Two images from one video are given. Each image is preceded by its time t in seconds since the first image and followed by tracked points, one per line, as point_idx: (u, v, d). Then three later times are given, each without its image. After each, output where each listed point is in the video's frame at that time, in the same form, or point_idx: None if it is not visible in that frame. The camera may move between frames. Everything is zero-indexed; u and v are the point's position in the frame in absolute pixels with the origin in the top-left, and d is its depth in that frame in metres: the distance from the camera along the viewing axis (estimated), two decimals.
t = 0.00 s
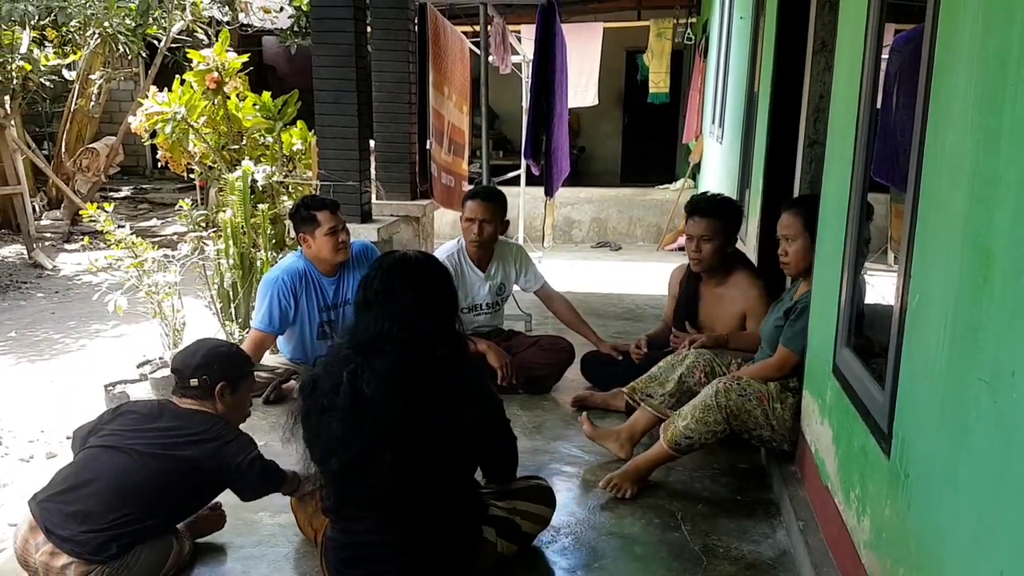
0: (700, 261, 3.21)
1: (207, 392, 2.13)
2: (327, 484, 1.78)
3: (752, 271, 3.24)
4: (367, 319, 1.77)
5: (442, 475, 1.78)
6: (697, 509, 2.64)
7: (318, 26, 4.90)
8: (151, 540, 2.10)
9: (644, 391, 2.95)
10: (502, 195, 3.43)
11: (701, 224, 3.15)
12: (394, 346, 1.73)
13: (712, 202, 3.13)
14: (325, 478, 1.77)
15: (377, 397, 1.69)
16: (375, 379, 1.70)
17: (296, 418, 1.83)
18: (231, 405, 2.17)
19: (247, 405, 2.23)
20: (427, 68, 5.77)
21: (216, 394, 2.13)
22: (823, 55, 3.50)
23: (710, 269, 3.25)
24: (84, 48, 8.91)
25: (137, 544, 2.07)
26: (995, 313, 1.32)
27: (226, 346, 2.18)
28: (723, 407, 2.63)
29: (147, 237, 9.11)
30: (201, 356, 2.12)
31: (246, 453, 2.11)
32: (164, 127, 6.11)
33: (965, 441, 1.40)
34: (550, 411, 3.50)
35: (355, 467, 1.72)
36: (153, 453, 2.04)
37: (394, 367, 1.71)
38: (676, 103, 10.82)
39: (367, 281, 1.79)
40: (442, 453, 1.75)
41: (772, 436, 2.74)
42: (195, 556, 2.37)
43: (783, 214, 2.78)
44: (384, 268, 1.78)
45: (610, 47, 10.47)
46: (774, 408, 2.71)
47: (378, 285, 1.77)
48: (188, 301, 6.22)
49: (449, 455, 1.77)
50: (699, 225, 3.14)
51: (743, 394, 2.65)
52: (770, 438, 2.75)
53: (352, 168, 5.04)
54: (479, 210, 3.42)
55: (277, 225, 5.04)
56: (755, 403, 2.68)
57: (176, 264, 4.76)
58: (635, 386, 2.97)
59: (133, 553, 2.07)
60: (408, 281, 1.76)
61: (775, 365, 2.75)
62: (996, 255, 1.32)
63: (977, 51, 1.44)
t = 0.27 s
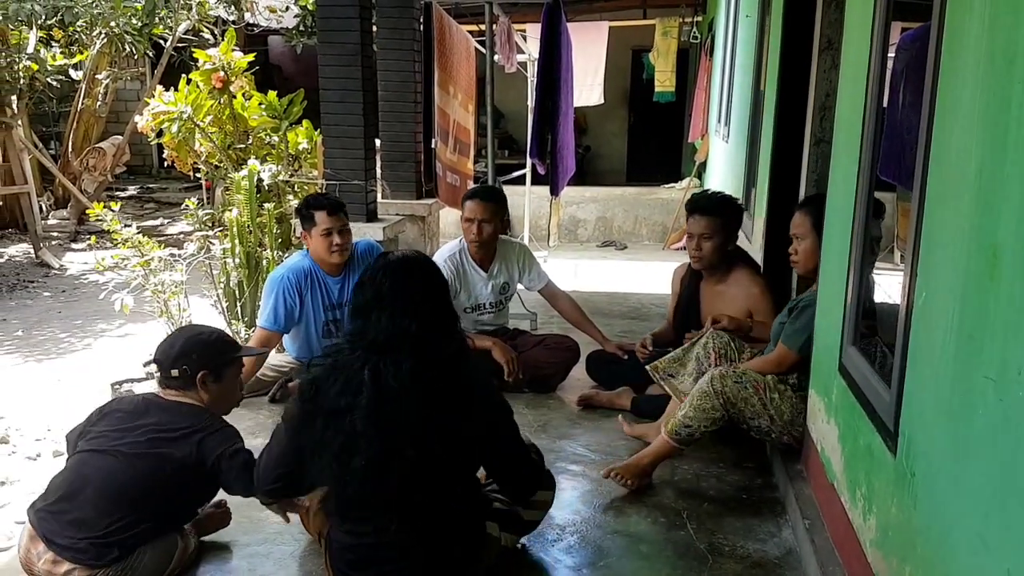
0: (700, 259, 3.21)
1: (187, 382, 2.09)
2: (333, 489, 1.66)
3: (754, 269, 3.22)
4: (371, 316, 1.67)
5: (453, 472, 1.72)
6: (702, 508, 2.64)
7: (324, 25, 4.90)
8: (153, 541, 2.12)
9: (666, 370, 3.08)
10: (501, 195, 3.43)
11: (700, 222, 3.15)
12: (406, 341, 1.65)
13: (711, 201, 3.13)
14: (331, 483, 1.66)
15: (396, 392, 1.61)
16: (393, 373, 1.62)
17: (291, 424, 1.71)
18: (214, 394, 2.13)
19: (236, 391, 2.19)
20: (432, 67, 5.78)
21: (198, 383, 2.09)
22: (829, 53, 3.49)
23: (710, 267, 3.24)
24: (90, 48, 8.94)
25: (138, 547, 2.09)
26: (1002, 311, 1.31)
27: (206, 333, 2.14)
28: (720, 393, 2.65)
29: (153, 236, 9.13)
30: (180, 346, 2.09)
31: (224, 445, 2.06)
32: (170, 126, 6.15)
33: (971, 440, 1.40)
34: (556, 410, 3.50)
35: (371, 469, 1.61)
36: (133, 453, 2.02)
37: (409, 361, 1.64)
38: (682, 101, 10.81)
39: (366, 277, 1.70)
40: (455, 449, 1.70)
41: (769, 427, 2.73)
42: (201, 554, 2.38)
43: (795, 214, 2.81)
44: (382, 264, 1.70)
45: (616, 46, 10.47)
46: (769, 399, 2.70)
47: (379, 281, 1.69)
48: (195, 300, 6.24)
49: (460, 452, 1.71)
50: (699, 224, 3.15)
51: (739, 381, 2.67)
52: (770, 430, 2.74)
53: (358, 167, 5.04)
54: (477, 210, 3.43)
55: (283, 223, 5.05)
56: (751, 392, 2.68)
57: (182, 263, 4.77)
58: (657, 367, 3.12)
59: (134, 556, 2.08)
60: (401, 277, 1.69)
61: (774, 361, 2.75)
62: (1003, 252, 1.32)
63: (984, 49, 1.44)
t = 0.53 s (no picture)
0: (704, 257, 3.20)
1: (141, 372, 2.03)
2: (348, 485, 1.62)
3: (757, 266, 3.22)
4: (366, 316, 1.58)
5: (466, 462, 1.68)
6: (708, 507, 2.63)
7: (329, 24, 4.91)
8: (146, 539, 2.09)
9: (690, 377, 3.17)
10: (502, 193, 3.44)
11: (704, 220, 3.15)
12: (409, 336, 1.57)
13: (714, 199, 3.13)
14: (345, 479, 1.62)
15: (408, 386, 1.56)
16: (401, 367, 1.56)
17: (288, 432, 1.61)
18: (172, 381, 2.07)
19: (197, 374, 2.13)
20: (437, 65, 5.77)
21: (152, 371, 2.03)
22: (835, 52, 3.48)
23: (714, 264, 3.24)
24: (96, 47, 8.95)
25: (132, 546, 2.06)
26: (1009, 310, 1.31)
27: (151, 318, 2.06)
28: (720, 387, 2.67)
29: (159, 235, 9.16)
30: (128, 336, 2.03)
31: (166, 434, 1.97)
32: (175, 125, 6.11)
33: (978, 438, 1.40)
34: (561, 409, 3.50)
35: (387, 463, 1.58)
36: (85, 462, 1.96)
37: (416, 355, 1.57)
38: (687, 100, 10.79)
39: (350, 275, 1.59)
40: (466, 438, 1.66)
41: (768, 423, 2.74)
42: (207, 552, 2.39)
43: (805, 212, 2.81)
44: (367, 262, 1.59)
45: (621, 45, 10.47)
46: (770, 395, 2.70)
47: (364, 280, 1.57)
48: (200, 299, 6.25)
49: (472, 440, 1.67)
50: (703, 222, 3.14)
51: (740, 376, 2.68)
52: (771, 426, 2.74)
53: (363, 166, 5.05)
54: (481, 208, 3.44)
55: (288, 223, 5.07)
56: (751, 386, 2.68)
57: (187, 262, 4.78)
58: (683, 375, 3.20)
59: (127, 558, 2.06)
60: (386, 277, 1.57)
61: (776, 358, 2.76)
62: (1010, 251, 1.31)
63: (991, 48, 1.43)
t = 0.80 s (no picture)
0: (704, 256, 3.20)
1: (86, 368, 1.98)
2: (348, 503, 1.48)
3: (758, 265, 3.22)
4: (348, 322, 1.45)
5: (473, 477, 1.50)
6: (710, 507, 2.63)
7: (331, 23, 4.91)
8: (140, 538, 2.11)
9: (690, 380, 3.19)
10: (506, 189, 3.44)
11: (705, 219, 3.14)
12: (395, 340, 1.44)
13: (713, 198, 3.13)
14: (344, 496, 1.48)
15: (399, 390, 1.42)
16: (391, 370, 1.43)
17: (279, 452, 1.50)
18: (120, 375, 2.01)
19: (147, 365, 2.07)
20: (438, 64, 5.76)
21: (96, 366, 1.98)
22: (837, 51, 3.48)
23: (713, 263, 3.23)
24: (98, 47, 8.94)
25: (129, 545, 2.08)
26: (1011, 309, 1.31)
27: (92, 313, 2.01)
28: (723, 387, 2.68)
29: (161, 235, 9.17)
30: (69, 334, 1.98)
31: (134, 440, 1.95)
32: (177, 124, 6.14)
33: (980, 438, 1.40)
34: (562, 409, 3.50)
35: (386, 476, 1.44)
36: (55, 477, 1.93)
37: (404, 357, 1.44)
38: (689, 99, 10.78)
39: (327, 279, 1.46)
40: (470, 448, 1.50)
41: (771, 424, 2.73)
42: (209, 551, 2.39)
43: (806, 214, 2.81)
44: (344, 265, 1.46)
45: (623, 44, 10.46)
46: (773, 396, 2.70)
47: (339, 286, 1.44)
48: (202, 298, 6.26)
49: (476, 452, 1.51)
50: (704, 221, 3.14)
51: (744, 376, 2.68)
52: (774, 426, 2.74)
53: (364, 165, 5.04)
54: (484, 205, 3.43)
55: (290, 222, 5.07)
56: (755, 387, 2.69)
57: (189, 262, 4.78)
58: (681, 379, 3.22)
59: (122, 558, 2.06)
60: (364, 281, 1.44)
61: (783, 357, 2.76)
62: (1011, 250, 1.32)
63: (993, 48, 1.43)
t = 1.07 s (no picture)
0: (703, 256, 3.19)
1: (46, 369, 1.94)
2: (331, 522, 1.42)
3: (757, 264, 3.21)
4: (339, 331, 1.39)
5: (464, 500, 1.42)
6: (710, 506, 2.63)
7: (331, 24, 4.91)
8: (134, 537, 2.11)
9: (690, 378, 3.19)
10: (507, 189, 3.44)
11: (704, 219, 3.14)
12: (387, 353, 1.38)
13: (712, 198, 3.13)
14: (327, 514, 1.42)
15: (389, 406, 1.35)
16: (380, 385, 1.36)
17: (265, 462, 1.46)
18: (79, 375, 1.97)
19: (107, 361, 2.03)
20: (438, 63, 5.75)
21: (56, 366, 1.94)
22: (838, 50, 3.47)
23: (713, 263, 3.22)
24: (98, 46, 8.93)
25: (124, 545, 2.08)
26: (1011, 309, 1.30)
27: (47, 312, 1.97)
28: (724, 387, 2.68)
29: (162, 234, 9.17)
30: (25, 334, 1.95)
31: (100, 431, 1.92)
32: (178, 124, 6.15)
33: (980, 437, 1.40)
34: (562, 408, 3.50)
35: (371, 496, 1.36)
36: (32, 484, 1.92)
37: (395, 372, 1.37)
38: (689, 99, 10.78)
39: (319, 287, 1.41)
40: (464, 468, 1.42)
41: (772, 425, 2.73)
42: (208, 551, 2.39)
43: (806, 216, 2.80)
44: (338, 273, 1.41)
45: (624, 44, 10.46)
46: (775, 397, 2.70)
47: (331, 294, 1.40)
48: (203, 298, 6.26)
49: (470, 474, 1.43)
50: (703, 221, 3.13)
51: (746, 377, 2.68)
52: (774, 427, 2.73)
53: (364, 165, 5.04)
54: (486, 203, 3.43)
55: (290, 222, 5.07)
56: (757, 388, 2.69)
57: (190, 262, 4.78)
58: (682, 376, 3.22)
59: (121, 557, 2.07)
60: (359, 288, 1.40)
61: (786, 357, 2.76)
62: (1011, 250, 1.31)
63: (992, 48, 1.43)
